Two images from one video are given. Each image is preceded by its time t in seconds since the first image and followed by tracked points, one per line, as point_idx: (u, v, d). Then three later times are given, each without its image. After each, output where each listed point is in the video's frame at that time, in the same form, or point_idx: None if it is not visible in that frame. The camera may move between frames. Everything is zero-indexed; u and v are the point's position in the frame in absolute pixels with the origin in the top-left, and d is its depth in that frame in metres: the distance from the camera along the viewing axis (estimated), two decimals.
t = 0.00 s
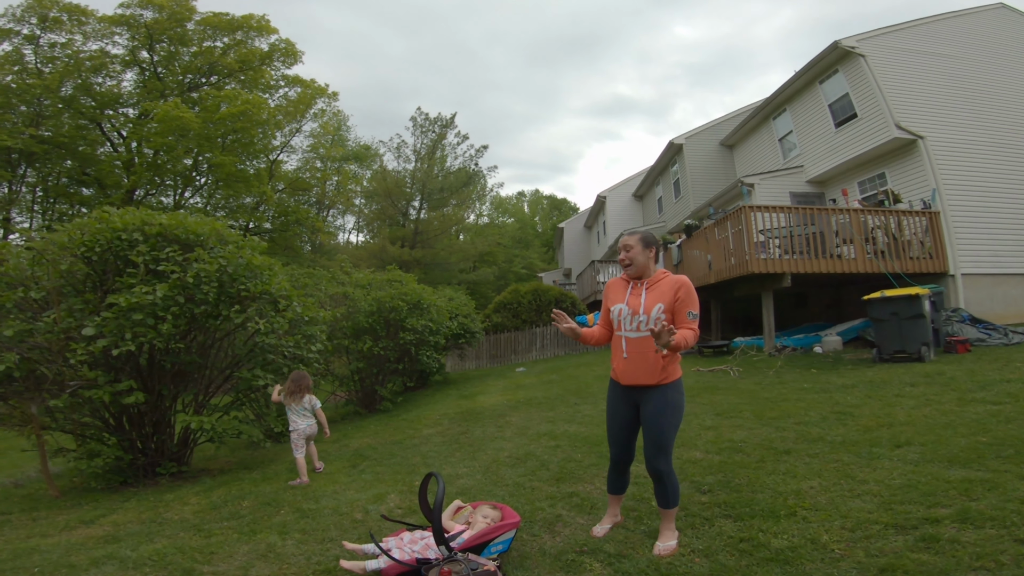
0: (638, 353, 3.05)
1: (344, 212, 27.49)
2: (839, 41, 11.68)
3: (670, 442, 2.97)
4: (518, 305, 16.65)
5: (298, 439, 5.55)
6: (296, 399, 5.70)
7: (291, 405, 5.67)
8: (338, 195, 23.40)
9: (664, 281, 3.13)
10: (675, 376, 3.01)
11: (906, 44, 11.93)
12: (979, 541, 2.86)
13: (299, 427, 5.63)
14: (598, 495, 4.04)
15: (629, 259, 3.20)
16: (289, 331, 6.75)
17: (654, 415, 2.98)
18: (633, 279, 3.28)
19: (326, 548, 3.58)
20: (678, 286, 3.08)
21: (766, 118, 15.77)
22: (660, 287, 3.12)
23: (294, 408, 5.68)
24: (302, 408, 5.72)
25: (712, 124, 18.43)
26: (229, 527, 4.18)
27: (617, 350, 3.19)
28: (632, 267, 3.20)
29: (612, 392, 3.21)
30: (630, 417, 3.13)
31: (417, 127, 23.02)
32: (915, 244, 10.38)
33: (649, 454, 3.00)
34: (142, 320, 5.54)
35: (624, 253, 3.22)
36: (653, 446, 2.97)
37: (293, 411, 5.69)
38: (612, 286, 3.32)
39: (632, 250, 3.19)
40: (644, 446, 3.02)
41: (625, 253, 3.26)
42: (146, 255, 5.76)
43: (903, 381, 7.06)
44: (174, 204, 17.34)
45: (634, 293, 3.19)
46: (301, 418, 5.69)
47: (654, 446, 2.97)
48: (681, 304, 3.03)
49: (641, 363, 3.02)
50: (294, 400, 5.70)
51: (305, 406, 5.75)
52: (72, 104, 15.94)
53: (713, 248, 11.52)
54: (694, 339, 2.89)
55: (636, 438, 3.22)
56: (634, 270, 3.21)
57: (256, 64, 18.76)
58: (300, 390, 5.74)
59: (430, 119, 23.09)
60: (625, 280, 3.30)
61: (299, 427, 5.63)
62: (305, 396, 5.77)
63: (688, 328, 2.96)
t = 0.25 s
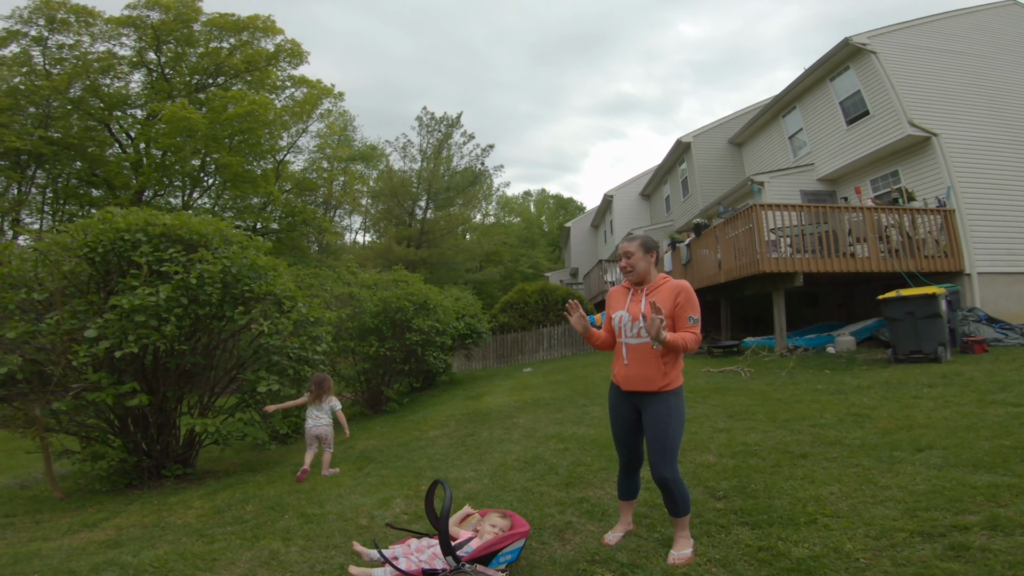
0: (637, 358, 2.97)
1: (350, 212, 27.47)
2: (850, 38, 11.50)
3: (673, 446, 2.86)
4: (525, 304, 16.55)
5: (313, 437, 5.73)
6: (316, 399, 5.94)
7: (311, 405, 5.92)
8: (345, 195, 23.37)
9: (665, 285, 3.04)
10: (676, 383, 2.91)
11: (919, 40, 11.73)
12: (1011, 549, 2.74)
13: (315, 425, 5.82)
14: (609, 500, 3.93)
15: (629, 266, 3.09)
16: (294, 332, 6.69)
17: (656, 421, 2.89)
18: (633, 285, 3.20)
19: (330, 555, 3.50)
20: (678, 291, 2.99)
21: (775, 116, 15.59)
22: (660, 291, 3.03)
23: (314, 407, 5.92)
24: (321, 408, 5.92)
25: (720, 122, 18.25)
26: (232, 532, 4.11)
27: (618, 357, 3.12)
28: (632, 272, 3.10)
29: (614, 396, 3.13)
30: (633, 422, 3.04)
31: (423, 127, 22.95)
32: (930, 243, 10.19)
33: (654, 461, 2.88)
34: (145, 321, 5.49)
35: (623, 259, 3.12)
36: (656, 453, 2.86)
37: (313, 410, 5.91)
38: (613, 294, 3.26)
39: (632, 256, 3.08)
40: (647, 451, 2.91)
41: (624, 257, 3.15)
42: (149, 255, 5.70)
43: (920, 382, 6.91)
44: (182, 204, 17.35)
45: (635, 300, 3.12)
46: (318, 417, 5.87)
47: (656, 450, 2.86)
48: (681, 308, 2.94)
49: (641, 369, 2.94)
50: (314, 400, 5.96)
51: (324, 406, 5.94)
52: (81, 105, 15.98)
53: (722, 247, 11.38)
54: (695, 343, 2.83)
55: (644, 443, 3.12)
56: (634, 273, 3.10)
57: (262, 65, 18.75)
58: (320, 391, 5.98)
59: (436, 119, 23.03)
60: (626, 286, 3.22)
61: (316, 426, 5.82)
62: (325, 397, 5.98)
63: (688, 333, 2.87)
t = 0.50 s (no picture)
0: (642, 364, 2.91)
1: (355, 213, 27.47)
2: (859, 39, 11.39)
3: (681, 452, 2.80)
4: (529, 306, 16.47)
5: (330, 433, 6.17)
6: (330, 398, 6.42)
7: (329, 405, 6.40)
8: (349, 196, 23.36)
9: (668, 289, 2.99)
10: (682, 388, 2.85)
11: (929, 41, 11.62)
12: None
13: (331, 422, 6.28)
14: (617, 507, 3.86)
15: (629, 275, 3.04)
16: (298, 334, 6.64)
17: (663, 426, 2.82)
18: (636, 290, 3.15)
19: (333, 562, 3.45)
20: (681, 295, 2.93)
21: (783, 117, 15.48)
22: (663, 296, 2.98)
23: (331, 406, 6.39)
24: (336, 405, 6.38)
25: (727, 123, 18.15)
26: (235, 537, 4.05)
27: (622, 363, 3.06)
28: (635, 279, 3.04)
29: (619, 402, 3.06)
30: (640, 428, 2.97)
31: (428, 128, 22.92)
32: (940, 245, 10.08)
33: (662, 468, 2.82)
34: (148, 323, 5.45)
35: (624, 267, 3.07)
36: (666, 459, 2.80)
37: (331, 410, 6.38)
38: (617, 301, 3.19)
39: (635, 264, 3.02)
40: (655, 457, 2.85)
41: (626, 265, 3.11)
42: (152, 256, 5.66)
43: (931, 386, 6.81)
44: (188, 204, 17.36)
45: (638, 305, 3.05)
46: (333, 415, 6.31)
47: (664, 456, 2.80)
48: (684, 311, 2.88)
49: (646, 375, 2.87)
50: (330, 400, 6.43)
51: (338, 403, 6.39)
52: (88, 105, 16.02)
53: (729, 249, 11.28)
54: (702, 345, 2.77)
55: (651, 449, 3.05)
56: (637, 280, 3.05)
57: (268, 65, 18.75)
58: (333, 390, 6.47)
59: (441, 120, 22.99)
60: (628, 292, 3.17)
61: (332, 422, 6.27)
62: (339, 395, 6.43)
63: (692, 337, 2.80)
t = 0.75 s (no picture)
0: (640, 368, 2.86)
1: (355, 215, 27.45)
2: (861, 43, 11.39)
3: (684, 457, 2.75)
4: (529, 310, 16.42)
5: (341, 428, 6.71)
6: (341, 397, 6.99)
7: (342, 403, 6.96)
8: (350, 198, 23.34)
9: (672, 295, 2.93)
10: (683, 393, 2.79)
11: (930, 45, 11.62)
12: None
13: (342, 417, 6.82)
14: (619, 513, 3.81)
15: (641, 280, 2.94)
16: (296, 336, 6.59)
17: (666, 432, 2.77)
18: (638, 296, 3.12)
19: (330, 567, 3.39)
20: (682, 299, 2.90)
21: (784, 121, 15.48)
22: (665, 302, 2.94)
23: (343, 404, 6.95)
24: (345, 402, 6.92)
25: (728, 127, 18.14)
26: (230, 541, 3.99)
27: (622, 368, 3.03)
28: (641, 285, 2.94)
29: (620, 407, 3.01)
30: (641, 433, 2.93)
31: (428, 130, 22.91)
32: (942, 250, 10.04)
33: (665, 474, 2.77)
34: (145, 324, 5.39)
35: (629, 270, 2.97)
36: (669, 465, 2.75)
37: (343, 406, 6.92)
38: (619, 305, 3.17)
39: (644, 270, 2.93)
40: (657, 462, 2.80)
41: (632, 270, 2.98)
42: (149, 257, 5.62)
43: (934, 391, 6.76)
44: (188, 206, 17.32)
45: (641, 310, 3.03)
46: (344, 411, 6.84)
47: (666, 461, 2.75)
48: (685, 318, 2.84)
49: (645, 380, 2.83)
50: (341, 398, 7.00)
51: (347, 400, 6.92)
52: (89, 106, 16.01)
53: (730, 253, 11.25)
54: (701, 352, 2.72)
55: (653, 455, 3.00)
56: (642, 285, 2.95)
57: (269, 67, 18.75)
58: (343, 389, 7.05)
59: (442, 122, 22.98)
60: (630, 297, 3.14)
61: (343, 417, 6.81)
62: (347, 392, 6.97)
63: (693, 341, 2.75)
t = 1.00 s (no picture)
0: (638, 371, 2.81)
1: (350, 216, 27.35)
2: (856, 45, 11.42)
3: (681, 458, 2.72)
4: (524, 311, 16.39)
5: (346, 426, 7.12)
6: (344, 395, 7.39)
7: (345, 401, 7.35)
8: (345, 199, 23.27)
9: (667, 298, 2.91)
10: (679, 394, 2.77)
11: (924, 48, 11.67)
12: None
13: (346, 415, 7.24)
14: (612, 517, 3.77)
15: (638, 282, 2.88)
16: (287, 337, 6.53)
17: (661, 434, 2.74)
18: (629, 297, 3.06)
19: (318, 571, 3.34)
20: (677, 303, 2.89)
21: (779, 124, 15.50)
22: (660, 304, 2.91)
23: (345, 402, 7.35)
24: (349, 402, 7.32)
25: (723, 129, 18.17)
26: (217, 544, 3.93)
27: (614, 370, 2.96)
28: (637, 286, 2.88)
29: (613, 409, 2.96)
30: (635, 435, 2.88)
31: (424, 131, 22.85)
32: (935, 252, 10.07)
33: (661, 476, 2.73)
34: (132, 325, 5.32)
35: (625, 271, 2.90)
36: (665, 467, 2.71)
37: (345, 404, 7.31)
38: (608, 306, 3.09)
39: (642, 273, 2.86)
40: (654, 464, 2.76)
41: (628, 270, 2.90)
42: (137, 256, 5.55)
43: (928, 394, 6.75)
44: (182, 206, 17.22)
45: (634, 312, 2.97)
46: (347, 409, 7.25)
47: (665, 463, 2.71)
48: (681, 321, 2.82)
49: (642, 383, 2.78)
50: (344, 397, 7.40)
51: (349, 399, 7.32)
52: (82, 105, 15.90)
53: (725, 255, 11.23)
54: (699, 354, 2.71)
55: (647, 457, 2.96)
56: (638, 286, 2.89)
57: (265, 67, 18.67)
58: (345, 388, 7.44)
59: (438, 123, 22.93)
60: (621, 298, 3.07)
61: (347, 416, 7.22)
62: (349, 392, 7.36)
63: (691, 343, 2.74)
